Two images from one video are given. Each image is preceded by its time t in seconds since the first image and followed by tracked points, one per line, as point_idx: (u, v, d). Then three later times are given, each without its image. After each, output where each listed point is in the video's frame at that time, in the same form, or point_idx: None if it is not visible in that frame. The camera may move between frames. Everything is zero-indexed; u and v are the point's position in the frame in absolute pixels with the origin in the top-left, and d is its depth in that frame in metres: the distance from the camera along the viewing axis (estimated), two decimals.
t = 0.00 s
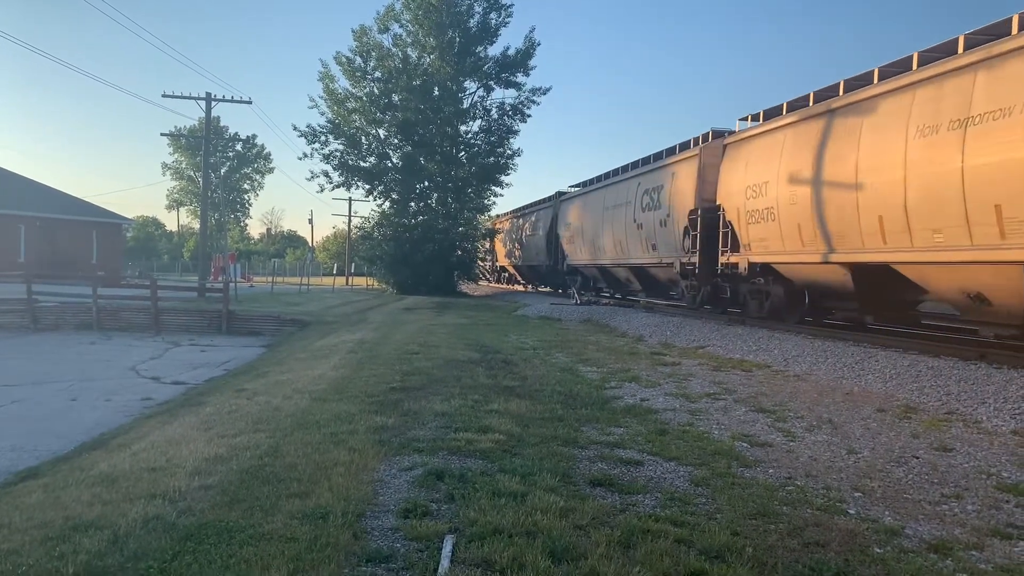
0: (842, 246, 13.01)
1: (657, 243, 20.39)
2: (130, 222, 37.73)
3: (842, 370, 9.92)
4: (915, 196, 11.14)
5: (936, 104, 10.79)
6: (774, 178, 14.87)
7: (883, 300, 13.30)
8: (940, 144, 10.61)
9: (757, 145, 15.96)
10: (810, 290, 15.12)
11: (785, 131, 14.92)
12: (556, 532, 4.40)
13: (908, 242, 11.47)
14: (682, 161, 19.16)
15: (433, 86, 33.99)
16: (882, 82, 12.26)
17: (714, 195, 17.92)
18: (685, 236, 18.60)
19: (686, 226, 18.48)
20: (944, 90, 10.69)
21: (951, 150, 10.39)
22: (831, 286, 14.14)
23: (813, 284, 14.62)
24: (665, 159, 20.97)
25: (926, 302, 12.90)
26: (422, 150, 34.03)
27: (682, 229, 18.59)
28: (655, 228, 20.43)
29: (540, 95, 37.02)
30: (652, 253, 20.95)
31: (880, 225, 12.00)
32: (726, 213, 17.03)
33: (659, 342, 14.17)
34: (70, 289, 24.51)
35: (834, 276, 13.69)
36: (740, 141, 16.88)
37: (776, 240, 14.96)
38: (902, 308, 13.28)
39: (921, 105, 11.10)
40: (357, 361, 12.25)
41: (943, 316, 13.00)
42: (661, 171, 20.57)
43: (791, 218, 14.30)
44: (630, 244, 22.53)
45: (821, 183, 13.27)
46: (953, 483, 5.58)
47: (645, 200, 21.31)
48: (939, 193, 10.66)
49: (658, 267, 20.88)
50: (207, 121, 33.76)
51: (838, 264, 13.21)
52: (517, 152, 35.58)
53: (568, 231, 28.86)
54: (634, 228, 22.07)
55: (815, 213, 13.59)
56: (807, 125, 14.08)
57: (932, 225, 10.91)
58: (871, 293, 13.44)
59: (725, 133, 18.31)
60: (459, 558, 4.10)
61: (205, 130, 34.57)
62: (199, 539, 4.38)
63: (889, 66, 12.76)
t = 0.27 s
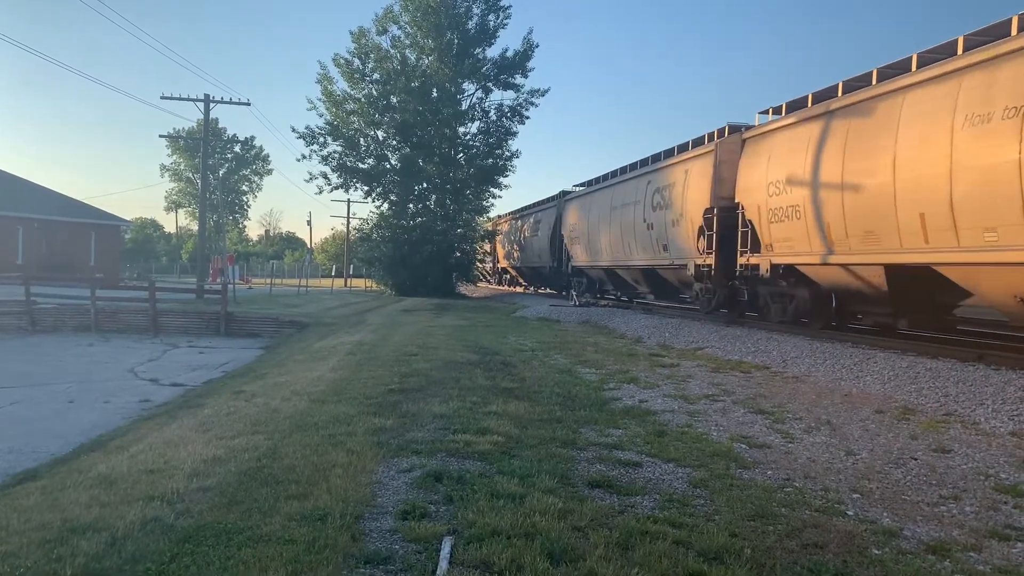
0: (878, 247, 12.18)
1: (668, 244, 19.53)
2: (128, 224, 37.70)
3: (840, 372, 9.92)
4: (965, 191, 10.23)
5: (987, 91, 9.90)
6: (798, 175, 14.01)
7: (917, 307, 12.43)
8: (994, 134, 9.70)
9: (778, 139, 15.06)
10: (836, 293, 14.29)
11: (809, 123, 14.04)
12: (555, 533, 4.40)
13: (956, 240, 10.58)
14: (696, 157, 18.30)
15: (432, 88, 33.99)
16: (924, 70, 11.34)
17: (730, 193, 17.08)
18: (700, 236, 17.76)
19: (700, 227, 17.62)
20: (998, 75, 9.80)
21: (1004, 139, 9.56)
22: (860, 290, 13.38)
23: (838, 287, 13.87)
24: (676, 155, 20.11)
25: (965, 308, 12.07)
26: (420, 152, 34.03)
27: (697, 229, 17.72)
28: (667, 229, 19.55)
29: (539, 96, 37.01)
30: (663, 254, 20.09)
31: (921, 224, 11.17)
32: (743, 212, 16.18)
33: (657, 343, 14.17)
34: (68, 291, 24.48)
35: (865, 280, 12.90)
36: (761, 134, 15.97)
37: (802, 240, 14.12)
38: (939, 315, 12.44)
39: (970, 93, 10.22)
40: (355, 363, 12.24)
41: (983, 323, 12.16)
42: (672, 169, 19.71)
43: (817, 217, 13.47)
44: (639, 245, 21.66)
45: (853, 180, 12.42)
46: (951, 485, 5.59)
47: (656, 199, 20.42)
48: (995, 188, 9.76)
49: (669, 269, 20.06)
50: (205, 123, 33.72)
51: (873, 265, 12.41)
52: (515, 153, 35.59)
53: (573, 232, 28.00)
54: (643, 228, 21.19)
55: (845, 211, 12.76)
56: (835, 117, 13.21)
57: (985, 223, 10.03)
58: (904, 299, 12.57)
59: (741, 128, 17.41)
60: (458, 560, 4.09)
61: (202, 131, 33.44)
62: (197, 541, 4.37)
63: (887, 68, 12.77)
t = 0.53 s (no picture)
0: (919, 246, 11.36)
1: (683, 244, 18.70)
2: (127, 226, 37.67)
3: (840, 372, 9.92)
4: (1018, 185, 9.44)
5: None
6: (828, 169, 13.13)
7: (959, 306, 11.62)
8: None
9: (805, 131, 14.18)
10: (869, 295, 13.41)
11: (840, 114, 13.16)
12: (555, 535, 4.39)
13: (1010, 238, 9.77)
14: (711, 153, 17.49)
15: (430, 89, 33.98)
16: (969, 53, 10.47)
17: (751, 190, 16.28)
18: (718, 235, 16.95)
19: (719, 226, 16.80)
20: None
21: None
22: (898, 292, 12.52)
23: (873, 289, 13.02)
24: (689, 152, 19.29)
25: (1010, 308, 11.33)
26: (419, 153, 34.02)
27: (714, 228, 16.92)
28: (681, 228, 18.71)
29: (538, 98, 37.01)
30: (676, 255, 19.26)
31: (971, 220, 10.33)
32: (766, 209, 15.32)
33: (657, 345, 14.17)
34: (66, 293, 24.46)
35: (905, 281, 12.05)
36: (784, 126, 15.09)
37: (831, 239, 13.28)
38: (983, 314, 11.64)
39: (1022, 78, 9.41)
40: (354, 365, 12.23)
41: None
42: (686, 166, 18.87)
43: (849, 214, 12.64)
44: (650, 245, 20.89)
45: (893, 175, 11.55)
46: (950, 485, 5.60)
47: (668, 197, 19.61)
48: None
49: (684, 271, 19.26)
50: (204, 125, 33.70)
51: (915, 266, 11.57)
52: (514, 155, 35.60)
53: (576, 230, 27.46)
54: (655, 227, 20.37)
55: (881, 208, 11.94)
56: (869, 107, 12.35)
57: None
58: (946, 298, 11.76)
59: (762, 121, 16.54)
60: (458, 561, 4.09)
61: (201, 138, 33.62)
62: (196, 543, 4.37)
63: (886, 68, 12.77)
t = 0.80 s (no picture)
0: (969, 243, 10.51)
1: (700, 243, 17.88)
2: (126, 227, 37.64)
3: (839, 373, 9.93)
4: None
5: None
6: (864, 161, 12.26)
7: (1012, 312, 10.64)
8: None
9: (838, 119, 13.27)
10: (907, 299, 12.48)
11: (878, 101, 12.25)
12: (555, 536, 4.40)
13: None
14: (732, 147, 16.66)
15: (430, 91, 33.99)
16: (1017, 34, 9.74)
17: (773, 185, 15.42)
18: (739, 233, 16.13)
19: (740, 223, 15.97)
20: None
21: None
22: (941, 296, 11.59)
23: (912, 293, 12.09)
24: (707, 147, 18.45)
25: None
26: (419, 154, 34.01)
27: (735, 227, 16.11)
28: (698, 226, 17.89)
29: (538, 99, 37.03)
30: (693, 254, 18.44)
31: None
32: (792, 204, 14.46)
33: (656, 346, 14.16)
34: (65, 295, 24.44)
35: (952, 283, 11.13)
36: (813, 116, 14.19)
37: (866, 237, 12.42)
38: None
39: None
40: (354, 366, 12.22)
41: None
42: (704, 161, 18.06)
43: (888, 210, 11.79)
44: (664, 244, 20.07)
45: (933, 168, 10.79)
46: (950, 485, 5.59)
47: (684, 194, 18.79)
48: None
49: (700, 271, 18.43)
50: (203, 126, 33.70)
51: (964, 265, 10.70)
52: (514, 156, 35.59)
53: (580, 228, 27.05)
54: (670, 226, 19.56)
55: (925, 203, 11.09)
56: (906, 95, 11.56)
57: None
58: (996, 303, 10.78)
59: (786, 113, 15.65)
60: (458, 562, 4.09)
61: (201, 136, 33.45)
62: (196, 545, 4.36)
63: (885, 69, 12.79)
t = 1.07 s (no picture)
0: None
1: (718, 242, 17.00)
2: (125, 229, 37.62)
3: (838, 374, 9.93)
4: None
5: None
6: (904, 155, 11.41)
7: None
8: None
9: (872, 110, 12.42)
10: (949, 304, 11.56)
11: (917, 89, 11.40)
12: (553, 537, 4.39)
13: None
14: (753, 141, 15.75)
15: (428, 92, 33.99)
16: None
17: (797, 181, 14.48)
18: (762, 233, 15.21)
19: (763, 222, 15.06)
20: None
21: None
22: (990, 298, 10.66)
23: (956, 296, 11.16)
24: (723, 141, 17.56)
25: None
26: (417, 155, 34.01)
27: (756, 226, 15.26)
28: (716, 225, 17.00)
29: (536, 101, 37.05)
30: (710, 254, 17.58)
31: None
32: (823, 203, 13.57)
33: (655, 347, 14.16)
34: (64, 296, 24.42)
35: (1004, 285, 10.20)
36: (842, 107, 13.31)
37: (907, 238, 11.54)
38: None
39: None
40: (353, 367, 12.22)
41: None
42: (720, 157, 17.18)
43: (932, 207, 10.91)
44: (677, 245, 19.22)
45: (981, 159, 9.98)
46: (949, 487, 5.60)
47: (699, 191, 17.93)
48: None
49: (717, 272, 17.58)
50: (202, 128, 33.70)
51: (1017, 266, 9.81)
52: (513, 157, 35.61)
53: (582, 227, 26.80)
54: (684, 225, 18.71)
55: (974, 198, 10.20)
56: (946, 83, 10.81)
57: None
58: None
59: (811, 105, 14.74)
60: (456, 564, 4.09)
61: (200, 138, 33.56)
62: (195, 546, 4.36)
63: (884, 70, 12.82)
